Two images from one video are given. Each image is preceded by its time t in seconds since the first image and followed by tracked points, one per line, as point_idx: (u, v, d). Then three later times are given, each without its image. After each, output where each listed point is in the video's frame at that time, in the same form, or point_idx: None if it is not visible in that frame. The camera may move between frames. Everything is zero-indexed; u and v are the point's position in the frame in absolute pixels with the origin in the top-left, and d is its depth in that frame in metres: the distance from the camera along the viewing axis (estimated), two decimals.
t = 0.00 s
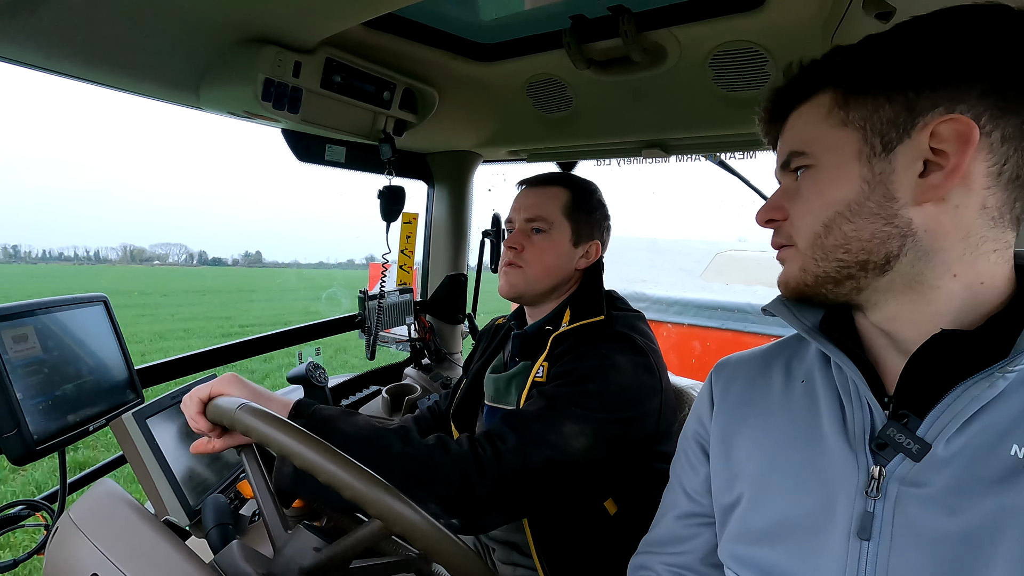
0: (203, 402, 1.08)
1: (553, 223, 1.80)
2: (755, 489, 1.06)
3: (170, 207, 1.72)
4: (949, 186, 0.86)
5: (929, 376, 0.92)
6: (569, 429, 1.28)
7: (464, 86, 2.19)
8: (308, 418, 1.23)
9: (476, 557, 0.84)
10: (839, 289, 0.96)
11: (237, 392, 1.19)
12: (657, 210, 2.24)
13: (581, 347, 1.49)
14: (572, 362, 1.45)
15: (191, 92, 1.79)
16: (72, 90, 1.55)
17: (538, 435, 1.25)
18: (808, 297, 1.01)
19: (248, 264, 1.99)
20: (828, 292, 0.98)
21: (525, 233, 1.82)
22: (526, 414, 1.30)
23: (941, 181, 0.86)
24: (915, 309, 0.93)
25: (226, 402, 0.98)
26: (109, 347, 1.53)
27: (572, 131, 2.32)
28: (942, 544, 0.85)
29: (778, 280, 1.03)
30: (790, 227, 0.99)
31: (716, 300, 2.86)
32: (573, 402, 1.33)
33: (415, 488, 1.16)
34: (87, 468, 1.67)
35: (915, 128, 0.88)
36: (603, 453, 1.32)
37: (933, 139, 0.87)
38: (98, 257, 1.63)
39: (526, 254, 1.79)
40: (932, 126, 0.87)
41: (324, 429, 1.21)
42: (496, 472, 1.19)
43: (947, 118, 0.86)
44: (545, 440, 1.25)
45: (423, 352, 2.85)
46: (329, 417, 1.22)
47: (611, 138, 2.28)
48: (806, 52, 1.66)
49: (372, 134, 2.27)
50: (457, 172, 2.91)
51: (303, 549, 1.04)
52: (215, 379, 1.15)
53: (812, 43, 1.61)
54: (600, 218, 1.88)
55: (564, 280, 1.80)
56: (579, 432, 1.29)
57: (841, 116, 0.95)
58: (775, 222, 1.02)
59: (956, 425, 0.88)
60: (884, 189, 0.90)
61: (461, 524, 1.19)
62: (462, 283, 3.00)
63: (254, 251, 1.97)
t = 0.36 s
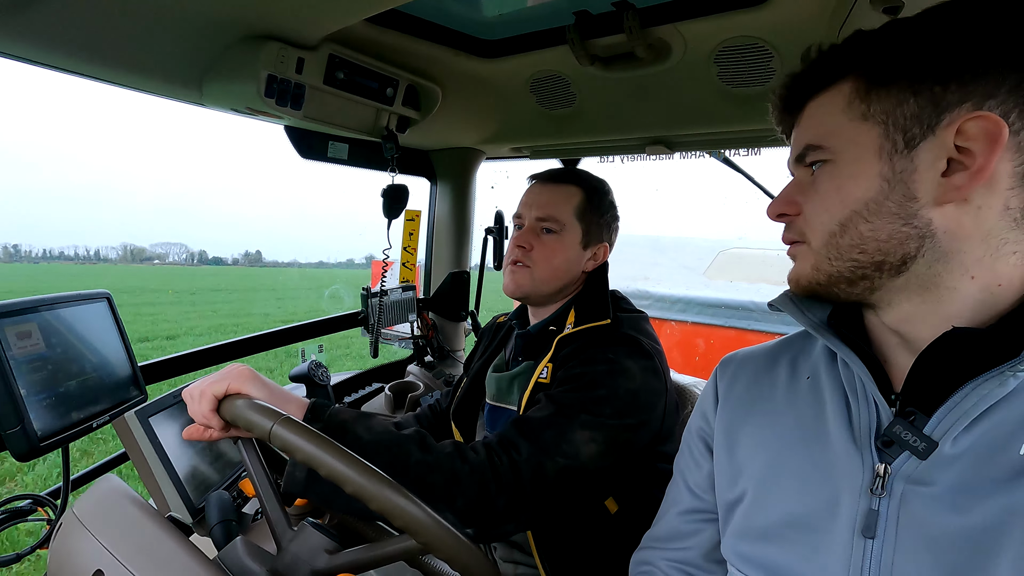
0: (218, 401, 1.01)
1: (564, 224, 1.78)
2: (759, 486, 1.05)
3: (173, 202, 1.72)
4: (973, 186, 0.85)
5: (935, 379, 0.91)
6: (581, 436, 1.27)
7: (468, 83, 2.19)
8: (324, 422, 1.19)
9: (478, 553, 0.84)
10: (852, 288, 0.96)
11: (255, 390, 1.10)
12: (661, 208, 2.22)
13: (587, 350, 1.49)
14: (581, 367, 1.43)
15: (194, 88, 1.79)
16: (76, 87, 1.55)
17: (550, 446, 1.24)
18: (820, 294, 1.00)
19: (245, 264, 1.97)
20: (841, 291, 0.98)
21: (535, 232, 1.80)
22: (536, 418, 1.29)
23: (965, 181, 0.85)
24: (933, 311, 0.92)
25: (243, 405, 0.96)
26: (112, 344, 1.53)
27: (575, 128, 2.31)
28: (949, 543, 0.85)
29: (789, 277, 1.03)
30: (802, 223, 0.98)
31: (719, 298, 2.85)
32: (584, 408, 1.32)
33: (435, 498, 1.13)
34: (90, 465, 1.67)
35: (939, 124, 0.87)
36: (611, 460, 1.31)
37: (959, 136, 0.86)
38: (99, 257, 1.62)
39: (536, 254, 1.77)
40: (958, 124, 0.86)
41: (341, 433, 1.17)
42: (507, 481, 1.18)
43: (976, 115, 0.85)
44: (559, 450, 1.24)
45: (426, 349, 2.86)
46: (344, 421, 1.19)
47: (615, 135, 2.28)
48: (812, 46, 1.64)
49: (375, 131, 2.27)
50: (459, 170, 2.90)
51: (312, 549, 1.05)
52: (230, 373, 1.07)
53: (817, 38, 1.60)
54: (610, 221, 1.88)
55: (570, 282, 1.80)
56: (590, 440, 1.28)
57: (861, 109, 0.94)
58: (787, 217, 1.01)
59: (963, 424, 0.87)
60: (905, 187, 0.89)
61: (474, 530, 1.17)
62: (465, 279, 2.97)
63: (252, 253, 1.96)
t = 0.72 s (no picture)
0: (222, 402, 1.00)
1: (576, 223, 1.78)
2: (762, 486, 1.05)
3: (172, 202, 1.72)
4: (990, 188, 0.84)
5: (944, 381, 0.91)
6: (587, 438, 1.27)
7: (469, 83, 2.19)
8: (329, 422, 1.12)
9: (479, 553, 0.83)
10: (863, 290, 0.96)
11: (259, 393, 1.07)
12: (663, 207, 2.22)
13: (593, 349, 1.50)
14: (587, 366, 1.44)
15: (195, 88, 1.79)
16: (76, 86, 1.55)
17: (553, 447, 1.23)
18: (831, 296, 1.00)
19: (246, 264, 1.98)
20: (852, 292, 0.97)
21: (547, 230, 1.79)
22: (540, 417, 1.28)
23: (982, 183, 0.84)
24: (940, 312, 0.92)
25: (247, 407, 0.95)
26: (114, 343, 1.54)
27: (577, 127, 2.31)
28: (955, 546, 0.84)
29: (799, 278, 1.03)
30: (812, 223, 0.98)
31: (721, 298, 2.85)
32: (589, 409, 1.32)
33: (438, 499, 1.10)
34: (92, 464, 1.67)
35: (956, 124, 0.86)
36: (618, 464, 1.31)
37: (976, 136, 0.85)
38: (99, 255, 1.62)
39: (546, 252, 1.77)
40: (975, 124, 0.85)
41: (344, 433, 1.12)
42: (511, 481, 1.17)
43: (993, 115, 0.83)
44: (563, 450, 1.23)
45: (427, 348, 2.86)
46: (348, 422, 1.13)
47: (617, 135, 2.27)
48: (813, 43, 1.63)
49: (376, 130, 2.27)
50: (460, 169, 2.90)
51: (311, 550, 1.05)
52: (233, 375, 1.05)
53: (818, 39, 1.60)
54: (621, 216, 1.89)
55: (579, 282, 1.80)
56: (595, 440, 1.28)
57: (875, 108, 0.93)
58: (796, 216, 1.01)
59: (974, 427, 0.87)
60: (920, 189, 0.88)
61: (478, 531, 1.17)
62: (466, 280, 2.97)
63: (253, 251, 1.96)
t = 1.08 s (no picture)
0: (237, 411, 0.92)
1: (574, 231, 1.78)
2: (762, 490, 1.05)
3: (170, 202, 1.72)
4: (989, 194, 0.84)
5: (943, 386, 0.92)
6: (591, 447, 1.27)
7: (468, 84, 2.19)
8: (341, 433, 1.08)
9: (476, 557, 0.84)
10: (862, 296, 0.96)
11: (276, 401, 0.98)
12: (662, 210, 2.22)
13: (593, 360, 1.50)
14: (590, 375, 1.44)
15: (195, 89, 1.79)
16: (76, 87, 1.55)
17: (561, 459, 1.23)
18: (829, 302, 1.00)
19: (248, 263, 2.00)
20: (850, 298, 0.98)
21: (544, 238, 1.79)
22: (545, 429, 1.28)
23: (982, 189, 0.84)
24: (940, 318, 0.93)
25: (265, 422, 0.89)
26: (113, 344, 1.54)
27: (576, 129, 2.31)
28: (953, 551, 0.84)
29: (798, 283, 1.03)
30: (811, 228, 0.99)
31: (720, 300, 2.86)
32: (595, 418, 1.32)
33: (449, 514, 1.10)
34: (91, 465, 1.67)
35: (956, 129, 0.86)
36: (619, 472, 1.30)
37: (976, 142, 0.85)
38: (99, 255, 1.62)
39: (545, 261, 1.77)
40: (976, 128, 0.85)
41: (356, 444, 1.08)
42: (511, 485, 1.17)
43: (993, 121, 0.84)
44: (568, 464, 1.23)
45: (426, 350, 2.85)
46: (360, 432, 1.09)
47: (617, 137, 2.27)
48: (812, 45, 1.63)
49: (376, 132, 2.27)
50: (460, 171, 2.90)
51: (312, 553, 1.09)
52: (247, 381, 0.96)
53: (816, 42, 1.60)
54: (619, 223, 1.90)
55: (578, 290, 1.80)
56: (599, 450, 1.27)
57: (873, 112, 0.94)
58: (795, 221, 1.01)
59: (972, 432, 0.87)
60: (919, 195, 0.89)
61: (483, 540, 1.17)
62: (465, 280, 2.98)
63: (254, 250, 1.97)
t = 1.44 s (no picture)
0: (237, 413, 0.92)
1: (580, 230, 1.78)
2: (765, 489, 1.05)
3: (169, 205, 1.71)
4: (998, 189, 0.84)
5: (950, 382, 0.92)
6: (595, 445, 1.27)
7: (467, 85, 2.19)
8: (341, 433, 1.06)
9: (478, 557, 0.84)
10: (868, 291, 0.96)
11: (276, 403, 0.98)
12: (662, 209, 2.22)
13: (598, 358, 1.49)
14: (595, 374, 1.44)
15: (193, 91, 1.78)
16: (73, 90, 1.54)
17: (565, 457, 1.23)
18: (835, 298, 1.00)
19: (249, 263, 1.98)
20: (856, 294, 0.98)
21: (549, 236, 1.79)
22: (550, 428, 1.28)
23: (989, 184, 0.84)
24: (946, 314, 0.92)
25: (266, 423, 0.88)
26: (113, 347, 1.54)
27: (574, 129, 2.31)
28: (957, 550, 0.84)
29: (803, 279, 1.03)
30: (816, 224, 0.98)
31: (720, 299, 2.86)
32: (599, 417, 1.32)
33: (450, 513, 1.09)
34: (91, 468, 1.67)
35: (964, 124, 0.86)
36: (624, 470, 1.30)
37: (984, 137, 0.85)
38: (103, 254, 1.62)
39: (549, 259, 1.76)
40: (984, 123, 0.85)
41: (356, 444, 1.07)
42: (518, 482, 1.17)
43: (1001, 115, 0.84)
44: (571, 463, 1.23)
45: (426, 351, 2.85)
46: (361, 431, 1.08)
47: (616, 136, 2.27)
48: (810, 44, 1.63)
49: (374, 133, 2.27)
50: (459, 172, 2.90)
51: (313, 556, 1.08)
52: (248, 383, 0.97)
53: (814, 41, 1.61)
54: (622, 222, 1.89)
55: (581, 289, 1.80)
56: (604, 449, 1.28)
57: (880, 108, 0.94)
58: (799, 218, 1.01)
59: (978, 431, 0.87)
60: (927, 190, 0.88)
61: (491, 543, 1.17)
62: (465, 281, 2.97)
63: (256, 250, 1.97)
